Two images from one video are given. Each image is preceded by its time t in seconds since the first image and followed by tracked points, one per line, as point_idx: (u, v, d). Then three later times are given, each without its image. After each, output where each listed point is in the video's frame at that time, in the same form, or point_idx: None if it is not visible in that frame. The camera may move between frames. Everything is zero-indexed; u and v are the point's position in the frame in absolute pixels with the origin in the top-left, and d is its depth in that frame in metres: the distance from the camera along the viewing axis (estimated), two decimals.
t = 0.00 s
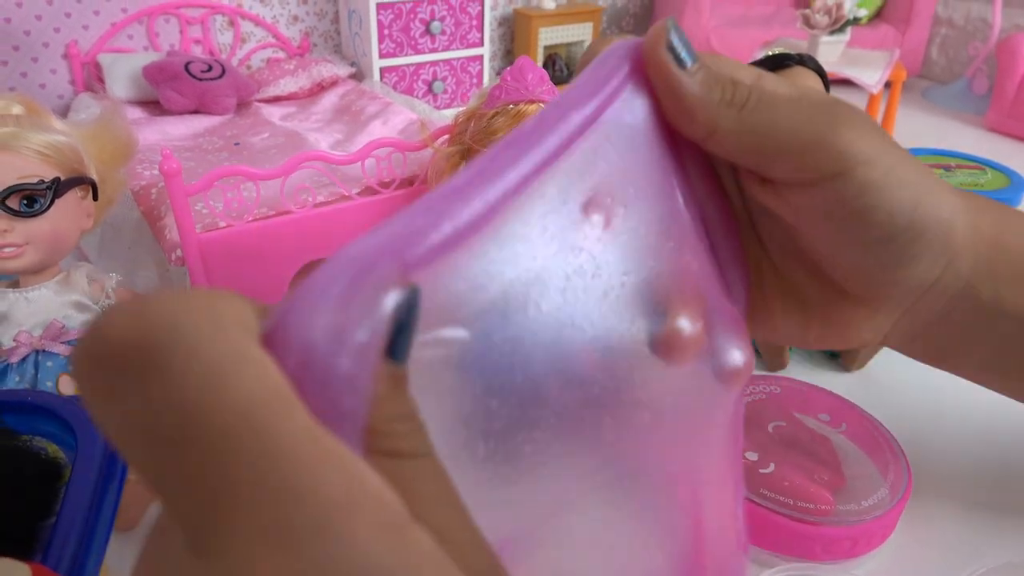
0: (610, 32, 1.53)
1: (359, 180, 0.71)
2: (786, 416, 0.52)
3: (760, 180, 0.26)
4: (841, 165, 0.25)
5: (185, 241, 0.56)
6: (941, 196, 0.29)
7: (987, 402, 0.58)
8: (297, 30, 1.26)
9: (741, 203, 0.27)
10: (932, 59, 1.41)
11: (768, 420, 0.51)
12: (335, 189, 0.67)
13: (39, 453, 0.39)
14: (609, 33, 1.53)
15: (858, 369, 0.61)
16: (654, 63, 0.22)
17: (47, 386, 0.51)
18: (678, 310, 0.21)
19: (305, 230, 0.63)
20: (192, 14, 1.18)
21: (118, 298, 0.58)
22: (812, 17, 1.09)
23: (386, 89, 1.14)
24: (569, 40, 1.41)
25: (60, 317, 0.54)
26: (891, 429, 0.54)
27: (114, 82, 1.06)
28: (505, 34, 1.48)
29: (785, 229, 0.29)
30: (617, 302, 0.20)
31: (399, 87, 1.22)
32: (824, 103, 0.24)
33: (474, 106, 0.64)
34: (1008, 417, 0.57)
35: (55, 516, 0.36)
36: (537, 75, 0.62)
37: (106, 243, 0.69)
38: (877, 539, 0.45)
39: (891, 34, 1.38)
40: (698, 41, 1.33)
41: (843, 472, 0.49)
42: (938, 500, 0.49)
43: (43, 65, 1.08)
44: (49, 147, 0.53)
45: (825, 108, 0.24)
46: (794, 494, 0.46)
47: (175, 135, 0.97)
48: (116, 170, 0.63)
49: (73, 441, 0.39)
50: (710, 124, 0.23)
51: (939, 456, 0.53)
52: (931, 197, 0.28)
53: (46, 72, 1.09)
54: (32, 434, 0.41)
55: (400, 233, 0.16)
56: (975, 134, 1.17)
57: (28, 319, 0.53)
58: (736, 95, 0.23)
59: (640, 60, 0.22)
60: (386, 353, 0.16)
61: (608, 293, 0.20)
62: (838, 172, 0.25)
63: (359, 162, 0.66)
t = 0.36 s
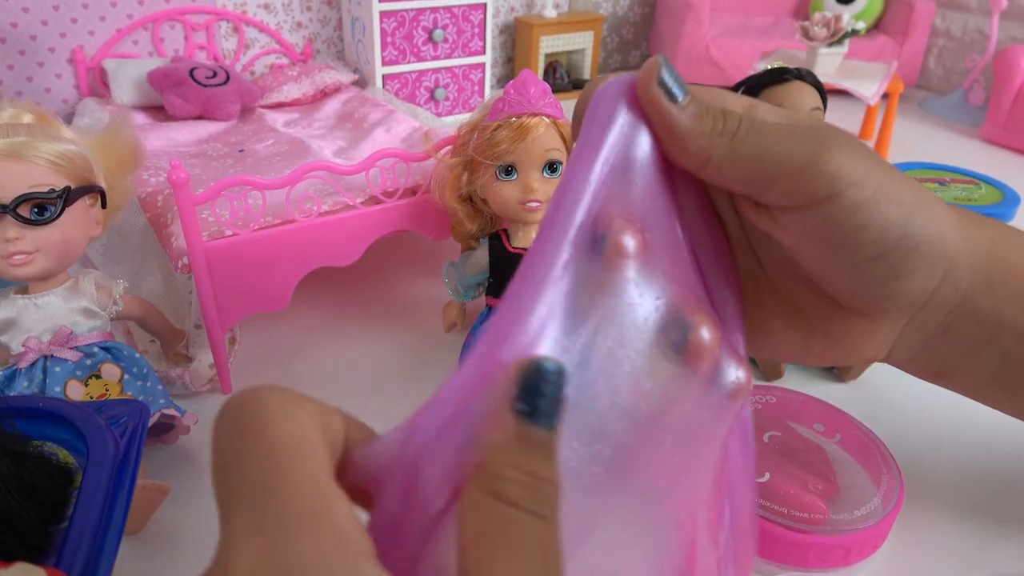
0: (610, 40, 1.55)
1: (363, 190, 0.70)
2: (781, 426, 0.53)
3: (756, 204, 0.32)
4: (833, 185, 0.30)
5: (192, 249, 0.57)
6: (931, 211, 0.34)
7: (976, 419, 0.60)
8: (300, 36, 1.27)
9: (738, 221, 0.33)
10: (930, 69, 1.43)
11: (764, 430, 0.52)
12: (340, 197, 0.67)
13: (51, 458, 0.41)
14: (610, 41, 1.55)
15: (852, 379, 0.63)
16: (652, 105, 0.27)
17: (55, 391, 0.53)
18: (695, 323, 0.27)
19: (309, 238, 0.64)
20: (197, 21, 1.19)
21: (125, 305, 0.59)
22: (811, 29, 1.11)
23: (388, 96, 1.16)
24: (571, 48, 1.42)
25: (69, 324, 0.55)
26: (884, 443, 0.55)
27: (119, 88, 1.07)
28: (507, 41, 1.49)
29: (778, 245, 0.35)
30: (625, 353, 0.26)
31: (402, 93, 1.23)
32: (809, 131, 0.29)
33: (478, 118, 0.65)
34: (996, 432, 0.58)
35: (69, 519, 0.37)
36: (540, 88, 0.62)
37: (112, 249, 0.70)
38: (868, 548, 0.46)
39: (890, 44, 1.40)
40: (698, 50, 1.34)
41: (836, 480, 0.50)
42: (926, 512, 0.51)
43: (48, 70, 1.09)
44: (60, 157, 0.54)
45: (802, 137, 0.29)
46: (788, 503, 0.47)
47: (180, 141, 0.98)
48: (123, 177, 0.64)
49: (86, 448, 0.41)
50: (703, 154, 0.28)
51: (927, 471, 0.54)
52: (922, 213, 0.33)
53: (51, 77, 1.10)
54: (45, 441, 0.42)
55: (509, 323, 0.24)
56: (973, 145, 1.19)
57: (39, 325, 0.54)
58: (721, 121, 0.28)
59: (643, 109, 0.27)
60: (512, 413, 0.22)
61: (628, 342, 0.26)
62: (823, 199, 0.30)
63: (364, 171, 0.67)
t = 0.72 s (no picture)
0: (608, 44, 1.56)
1: (361, 193, 0.71)
2: (778, 429, 0.54)
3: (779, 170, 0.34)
4: (860, 141, 0.32)
5: (191, 252, 0.57)
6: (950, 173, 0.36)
7: (972, 423, 0.60)
8: (299, 39, 1.27)
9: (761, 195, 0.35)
10: (926, 74, 1.44)
11: (760, 433, 0.53)
12: (339, 201, 0.68)
13: (49, 460, 0.41)
14: (608, 45, 1.56)
15: (850, 383, 0.64)
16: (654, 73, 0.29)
17: (54, 394, 0.53)
18: (726, 281, 0.28)
19: (308, 241, 0.64)
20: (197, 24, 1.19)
21: (124, 307, 0.59)
22: (807, 33, 1.13)
23: (387, 99, 1.16)
24: (569, 52, 1.43)
25: (67, 326, 0.55)
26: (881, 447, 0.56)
27: (118, 91, 1.07)
28: (505, 45, 1.50)
29: (802, 213, 0.37)
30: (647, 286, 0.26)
31: (400, 97, 1.23)
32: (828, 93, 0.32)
33: (477, 122, 0.65)
34: (992, 436, 0.59)
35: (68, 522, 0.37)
36: (538, 93, 0.63)
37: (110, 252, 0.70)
38: (865, 551, 0.46)
39: (886, 50, 1.41)
40: (696, 55, 1.35)
41: (833, 484, 0.50)
42: (924, 516, 0.51)
43: (47, 73, 1.10)
44: (59, 159, 0.54)
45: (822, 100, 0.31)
46: (784, 506, 0.47)
47: (179, 144, 0.98)
48: (122, 180, 0.64)
49: (85, 450, 0.41)
50: (726, 121, 0.30)
51: (924, 475, 0.54)
52: (942, 175, 0.36)
53: (50, 79, 1.10)
54: (46, 443, 0.42)
55: (483, 214, 0.23)
56: (969, 150, 1.19)
57: (38, 327, 0.55)
58: (735, 92, 0.30)
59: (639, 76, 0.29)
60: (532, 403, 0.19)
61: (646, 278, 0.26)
62: (847, 158, 0.33)
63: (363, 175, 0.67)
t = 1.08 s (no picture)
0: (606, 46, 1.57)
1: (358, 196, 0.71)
2: (775, 432, 0.54)
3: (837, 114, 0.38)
4: (917, 90, 0.37)
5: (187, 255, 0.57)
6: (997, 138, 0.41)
7: (971, 424, 0.60)
8: (296, 41, 1.27)
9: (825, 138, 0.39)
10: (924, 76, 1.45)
11: (758, 435, 0.53)
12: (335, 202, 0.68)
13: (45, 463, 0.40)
14: (605, 48, 1.57)
15: (848, 384, 0.64)
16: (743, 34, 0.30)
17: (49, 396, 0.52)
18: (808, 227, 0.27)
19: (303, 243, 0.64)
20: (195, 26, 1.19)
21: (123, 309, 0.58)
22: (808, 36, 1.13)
23: (385, 101, 1.16)
24: (566, 54, 1.44)
25: (64, 328, 0.55)
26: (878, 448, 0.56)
27: (115, 93, 1.08)
28: (503, 47, 1.50)
29: (848, 160, 0.41)
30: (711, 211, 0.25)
31: (398, 99, 1.23)
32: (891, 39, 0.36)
33: (474, 124, 0.65)
34: (991, 438, 0.59)
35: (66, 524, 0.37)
36: (535, 93, 0.63)
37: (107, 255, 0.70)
38: (864, 552, 0.46)
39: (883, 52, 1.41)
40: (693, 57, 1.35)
41: (831, 486, 0.50)
42: (925, 518, 0.51)
43: (44, 75, 1.10)
44: (55, 161, 0.54)
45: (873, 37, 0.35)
46: (783, 508, 0.47)
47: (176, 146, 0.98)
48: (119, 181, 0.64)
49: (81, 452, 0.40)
50: (792, 62, 0.34)
51: (923, 477, 0.55)
52: (990, 142, 0.41)
53: (48, 81, 1.11)
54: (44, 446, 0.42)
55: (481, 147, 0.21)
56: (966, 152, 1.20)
57: (35, 329, 0.55)
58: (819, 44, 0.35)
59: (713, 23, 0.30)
60: (494, 242, 0.19)
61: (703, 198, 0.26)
62: (906, 102, 0.37)
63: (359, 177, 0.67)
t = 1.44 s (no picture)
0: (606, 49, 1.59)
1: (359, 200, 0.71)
2: (774, 436, 0.54)
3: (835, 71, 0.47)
4: (903, 36, 0.45)
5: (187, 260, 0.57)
6: (1003, 74, 0.49)
7: (968, 427, 0.60)
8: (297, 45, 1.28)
9: (820, 97, 0.48)
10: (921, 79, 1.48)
11: (757, 439, 0.53)
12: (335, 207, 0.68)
13: (46, 467, 0.40)
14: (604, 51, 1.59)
15: (847, 389, 0.64)
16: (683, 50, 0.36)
17: (49, 400, 0.51)
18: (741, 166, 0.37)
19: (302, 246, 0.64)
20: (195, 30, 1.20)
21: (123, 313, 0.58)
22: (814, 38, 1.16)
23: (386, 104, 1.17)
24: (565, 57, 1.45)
25: (66, 333, 0.55)
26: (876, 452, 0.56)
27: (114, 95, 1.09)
28: (502, 50, 1.52)
29: (852, 109, 0.49)
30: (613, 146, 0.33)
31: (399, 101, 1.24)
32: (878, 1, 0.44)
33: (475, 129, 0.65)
34: (989, 441, 0.59)
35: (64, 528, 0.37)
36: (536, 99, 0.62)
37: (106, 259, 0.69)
38: (862, 557, 0.47)
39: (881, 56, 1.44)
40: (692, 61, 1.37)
41: (830, 489, 0.50)
42: (921, 521, 0.51)
43: (44, 77, 1.11)
44: (55, 164, 0.54)
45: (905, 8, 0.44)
46: (782, 512, 0.48)
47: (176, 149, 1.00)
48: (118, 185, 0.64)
49: (82, 456, 0.40)
50: (781, 32, 0.42)
51: (920, 481, 0.55)
52: (988, 73, 0.48)
53: (47, 83, 1.12)
54: (44, 449, 0.42)
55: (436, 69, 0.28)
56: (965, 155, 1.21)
57: (34, 332, 0.55)
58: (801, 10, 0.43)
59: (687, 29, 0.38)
60: (399, 121, 0.26)
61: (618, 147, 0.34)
62: (895, 50, 0.45)
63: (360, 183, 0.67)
